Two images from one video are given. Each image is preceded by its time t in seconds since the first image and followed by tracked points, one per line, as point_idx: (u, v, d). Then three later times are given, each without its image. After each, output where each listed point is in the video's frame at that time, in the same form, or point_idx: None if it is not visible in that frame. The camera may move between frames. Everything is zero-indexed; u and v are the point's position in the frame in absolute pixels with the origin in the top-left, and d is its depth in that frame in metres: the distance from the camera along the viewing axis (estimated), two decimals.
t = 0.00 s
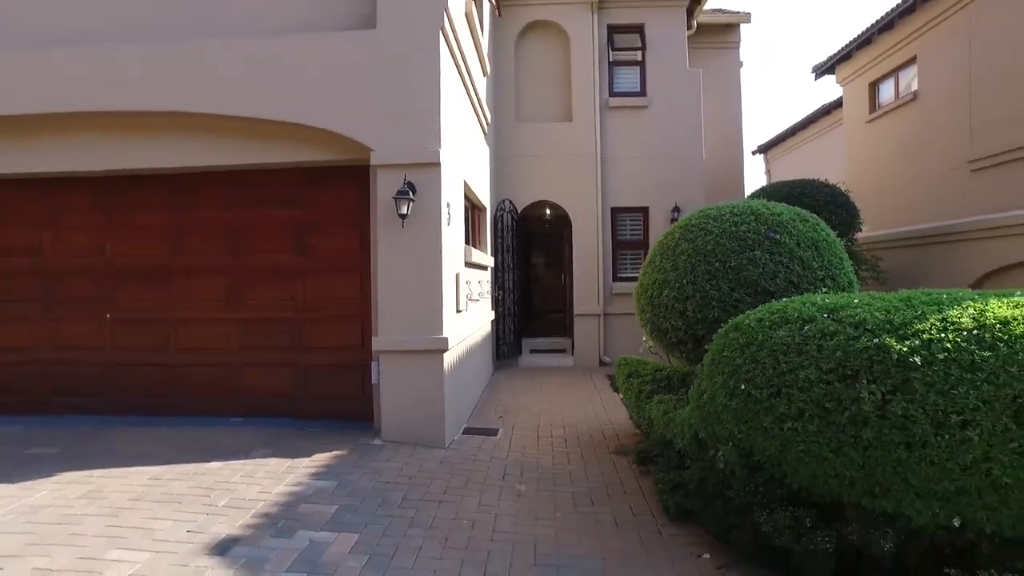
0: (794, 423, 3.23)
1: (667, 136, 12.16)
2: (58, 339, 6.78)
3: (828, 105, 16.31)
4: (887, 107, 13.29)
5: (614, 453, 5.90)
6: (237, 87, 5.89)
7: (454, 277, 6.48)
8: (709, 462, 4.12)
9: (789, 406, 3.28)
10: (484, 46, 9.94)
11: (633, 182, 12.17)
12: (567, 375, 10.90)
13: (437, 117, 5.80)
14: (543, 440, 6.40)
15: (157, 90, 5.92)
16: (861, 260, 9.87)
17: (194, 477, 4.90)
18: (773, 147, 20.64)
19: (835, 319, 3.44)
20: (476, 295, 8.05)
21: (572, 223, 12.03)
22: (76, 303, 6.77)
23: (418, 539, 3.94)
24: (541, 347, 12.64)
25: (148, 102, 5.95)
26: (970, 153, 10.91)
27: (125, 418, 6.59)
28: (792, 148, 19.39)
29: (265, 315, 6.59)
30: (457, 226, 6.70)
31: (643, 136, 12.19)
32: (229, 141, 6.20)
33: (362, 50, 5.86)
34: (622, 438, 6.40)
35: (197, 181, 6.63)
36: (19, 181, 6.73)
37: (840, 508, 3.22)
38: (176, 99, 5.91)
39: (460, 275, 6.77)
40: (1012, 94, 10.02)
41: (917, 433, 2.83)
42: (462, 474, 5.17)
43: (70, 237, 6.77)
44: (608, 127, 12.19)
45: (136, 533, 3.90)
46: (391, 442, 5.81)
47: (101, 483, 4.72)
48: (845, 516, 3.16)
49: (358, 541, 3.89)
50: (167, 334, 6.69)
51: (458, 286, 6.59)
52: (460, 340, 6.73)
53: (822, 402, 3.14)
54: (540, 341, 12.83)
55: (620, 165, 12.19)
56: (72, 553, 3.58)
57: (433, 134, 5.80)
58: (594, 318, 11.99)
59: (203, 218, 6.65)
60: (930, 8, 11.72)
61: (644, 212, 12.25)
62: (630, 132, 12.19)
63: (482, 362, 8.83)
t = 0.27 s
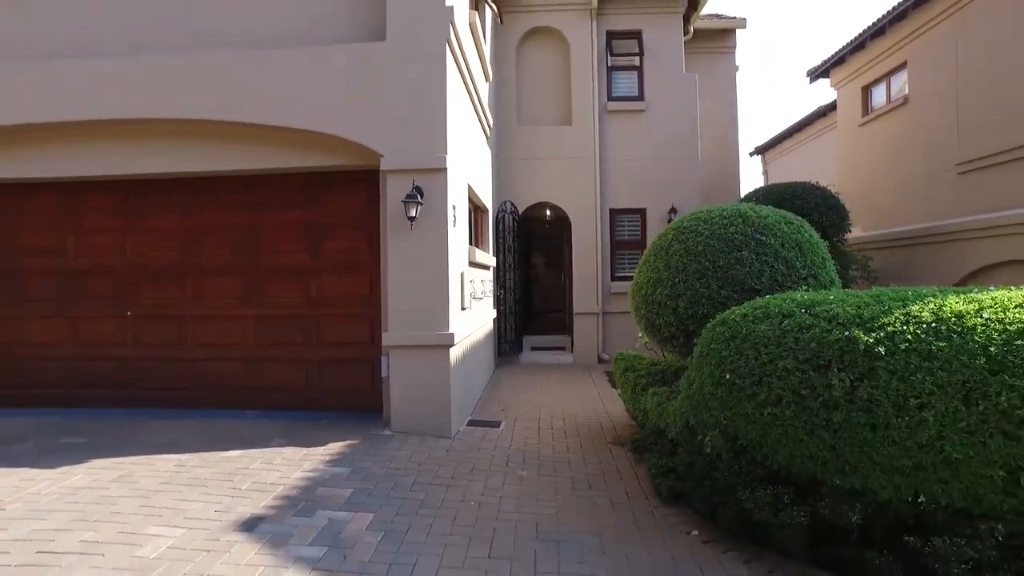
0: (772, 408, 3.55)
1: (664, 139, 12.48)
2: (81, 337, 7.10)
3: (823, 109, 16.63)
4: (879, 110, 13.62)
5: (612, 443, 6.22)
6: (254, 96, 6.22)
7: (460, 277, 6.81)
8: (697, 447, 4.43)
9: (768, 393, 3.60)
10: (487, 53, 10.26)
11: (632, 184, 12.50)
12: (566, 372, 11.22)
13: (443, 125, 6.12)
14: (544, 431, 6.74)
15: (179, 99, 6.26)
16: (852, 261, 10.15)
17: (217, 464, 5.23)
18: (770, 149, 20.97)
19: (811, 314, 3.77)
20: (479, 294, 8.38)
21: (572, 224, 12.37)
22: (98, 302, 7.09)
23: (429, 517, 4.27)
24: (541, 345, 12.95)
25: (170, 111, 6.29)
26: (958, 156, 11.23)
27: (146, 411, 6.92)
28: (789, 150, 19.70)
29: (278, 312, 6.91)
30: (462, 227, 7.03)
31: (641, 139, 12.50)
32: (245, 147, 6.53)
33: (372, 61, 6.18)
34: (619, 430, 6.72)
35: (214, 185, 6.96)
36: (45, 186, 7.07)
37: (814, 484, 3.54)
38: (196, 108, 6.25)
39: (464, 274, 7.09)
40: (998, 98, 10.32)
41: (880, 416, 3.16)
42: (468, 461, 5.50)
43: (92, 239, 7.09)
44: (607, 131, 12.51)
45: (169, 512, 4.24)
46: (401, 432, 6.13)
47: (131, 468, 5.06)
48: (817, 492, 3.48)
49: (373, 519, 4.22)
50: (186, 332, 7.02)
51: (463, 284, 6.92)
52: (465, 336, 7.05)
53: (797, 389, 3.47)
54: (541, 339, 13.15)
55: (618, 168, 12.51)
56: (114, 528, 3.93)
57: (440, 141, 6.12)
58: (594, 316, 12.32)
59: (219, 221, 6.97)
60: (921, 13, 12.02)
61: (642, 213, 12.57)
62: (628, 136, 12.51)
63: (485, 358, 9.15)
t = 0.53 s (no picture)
0: (752, 398, 3.86)
1: (660, 142, 12.78)
2: (99, 335, 7.40)
3: (817, 112, 16.93)
4: (871, 114, 13.93)
5: (608, 435, 6.52)
6: (267, 105, 6.53)
7: (463, 277, 7.12)
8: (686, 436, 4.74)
9: (749, 383, 3.91)
10: (488, 60, 10.57)
11: (629, 186, 12.80)
12: (565, 369, 11.52)
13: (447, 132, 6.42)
14: (543, 424, 7.04)
15: (195, 108, 6.57)
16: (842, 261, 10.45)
17: (234, 454, 5.54)
18: (766, 151, 21.27)
19: (789, 311, 4.08)
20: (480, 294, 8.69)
21: (571, 225, 12.67)
22: (116, 301, 7.39)
23: (435, 501, 4.58)
24: (541, 343, 13.25)
25: (187, 119, 6.60)
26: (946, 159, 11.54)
27: (162, 405, 7.24)
28: (784, 152, 20.01)
29: (289, 311, 7.22)
30: (465, 229, 7.33)
31: (638, 142, 12.81)
32: (258, 153, 6.84)
33: (378, 72, 6.49)
34: (615, 423, 7.02)
35: (227, 189, 7.26)
36: (65, 191, 7.37)
37: (791, 468, 3.85)
38: (212, 117, 6.56)
39: (467, 274, 7.40)
40: (984, 103, 10.63)
41: (849, 403, 3.47)
42: (471, 451, 5.81)
43: (110, 241, 7.39)
44: (604, 134, 12.82)
45: (194, 497, 4.55)
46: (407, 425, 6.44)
47: (154, 458, 5.37)
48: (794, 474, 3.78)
49: (383, 502, 4.52)
50: (200, 329, 7.32)
51: (465, 284, 7.23)
52: (468, 334, 7.37)
53: (775, 379, 3.77)
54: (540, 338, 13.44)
55: (616, 170, 12.82)
56: (143, 510, 4.25)
57: (444, 148, 6.43)
58: (592, 315, 12.62)
59: (232, 224, 7.28)
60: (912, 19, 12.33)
61: (639, 215, 12.87)
62: (625, 139, 12.82)
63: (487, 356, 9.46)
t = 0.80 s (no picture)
0: (737, 390, 4.15)
1: (658, 145, 13.08)
2: (116, 333, 7.70)
3: (813, 114, 17.23)
4: (864, 117, 14.22)
5: (605, 428, 6.82)
6: (279, 113, 6.83)
7: (466, 277, 7.42)
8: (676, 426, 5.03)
9: (734, 376, 4.20)
10: (489, 66, 10.87)
11: (627, 188, 13.10)
12: (564, 367, 11.83)
13: (452, 139, 6.72)
14: (543, 418, 7.34)
15: (210, 116, 6.87)
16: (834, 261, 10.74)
17: (250, 445, 5.85)
18: (763, 152, 21.57)
19: (772, 309, 4.37)
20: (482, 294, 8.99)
21: (570, 226, 12.97)
22: (133, 301, 7.69)
23: (442, 487, 4.89)
24: (541, 342, 13.56)
25: (203, 126, 6.90)
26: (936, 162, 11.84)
27: (177, 400, 7.54)
28: (781, 154, 20.31)
29: (299, 310, 7.52)
30: (468, 231, 7.64)
31: (635, 145, 13.11)
32: (270, 159, 7.15)
33: (386, 81, 6.78)
34: (612, 417, 7.33)
35: (240, 193, 7.56)
36: (84, 195, 7.67)
37: (774, 455, 4.13)
38: (226, 124, 6.86)
39: (470, 274, 7.70)
40: (973, 108, 10.92)
41: (825, 394, 3.76)
42: (474, 442, 6.11)
43: (127, 243, 7.69)
44: (603, 137, 13.11)
45: (215, 483, 4.85)
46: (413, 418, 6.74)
47: (174, 449, 5.68)
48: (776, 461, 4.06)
49: (394, 488, 4.82)
50: (213, 328, 7.62)
51: (469, 284, 7.53)
52: (471, 331, 7.67)
53: (758, 372, 4.07)
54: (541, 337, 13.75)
55: (614, 173, 13.11)
56: (169, 496, 4.55)
57: (448, 154, 6.73)
58: (591, 314, 12.93)
59: (244, 226, 7.58)
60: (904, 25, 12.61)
61: (637, 216, 13.18)
62: (624, 142, 13.11)
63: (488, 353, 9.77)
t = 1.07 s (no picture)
0: (725, 381, 4.44)
1: (656, 148, 13.39)
2: (133, 331, 8.01)
3: (808, 117, 17.53)
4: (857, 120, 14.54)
5: (603, 421, 7.14)
6: (292, 120, 7.14)
7: (471, 276, 7.73)
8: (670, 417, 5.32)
9: (723, 368, 4.50)
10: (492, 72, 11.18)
11: (625, 190, 13.41)
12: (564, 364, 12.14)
13: (458, 144, 7.03)
14: (545, 412, 7.65)
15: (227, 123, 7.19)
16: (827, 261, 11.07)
17: (266, 436, 6.16)
18: (760, 154, 21.88)
19: (758, 306, 4.68)
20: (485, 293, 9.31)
21: (570, 227, 13.28)
22: (149, 300, 8.00)
23: (450, 474, 5.20)
24: (541, 340, 13.87)
25: (219, 133, 7.22)
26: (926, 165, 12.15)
27: (193, 395, 7.85)
28: (777, 156, 20.63)
29: (310, 309, 7.83)
30: (472, 232, 7.95)
31: (634, 148, 13.42)
32: (282, 163, 7.46)
33: (395, 89, 7.09)
34: (610, 410, 7.64)
35: (253, 196, 7.88)
36: (102, 198, 7.98)
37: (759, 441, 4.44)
38: (242, 131, 7.18)
39: (474, 273, 8.01)
40: (963, 112, 11.22)
41: (806, 383, 4.06)
42: (479, 434, 6.43)
43: (144, 244, 8.00)
44: (602, 140, 13.42)
45: (237, 470, 5.16)
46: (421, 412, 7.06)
47: (195, 439, 5.99)
48: (761, 447, 4.36)
49: (405, 475, 5.14)
50: (228, 325, 7.94)
51: (473, 283, 7.84)
52: (475, 329, 7.98)
53: (744, 364, 4.37)
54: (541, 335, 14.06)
55: (613, 175, 13.42)
56: (195, 481, 4.87)
57: (454, 159, 7.04)
58: (591, 313, 13.24)
59: (257, 227, 7.89)
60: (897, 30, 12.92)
61: (635, 218, 13.49)
62: (622, 145, 13.42)
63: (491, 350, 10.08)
